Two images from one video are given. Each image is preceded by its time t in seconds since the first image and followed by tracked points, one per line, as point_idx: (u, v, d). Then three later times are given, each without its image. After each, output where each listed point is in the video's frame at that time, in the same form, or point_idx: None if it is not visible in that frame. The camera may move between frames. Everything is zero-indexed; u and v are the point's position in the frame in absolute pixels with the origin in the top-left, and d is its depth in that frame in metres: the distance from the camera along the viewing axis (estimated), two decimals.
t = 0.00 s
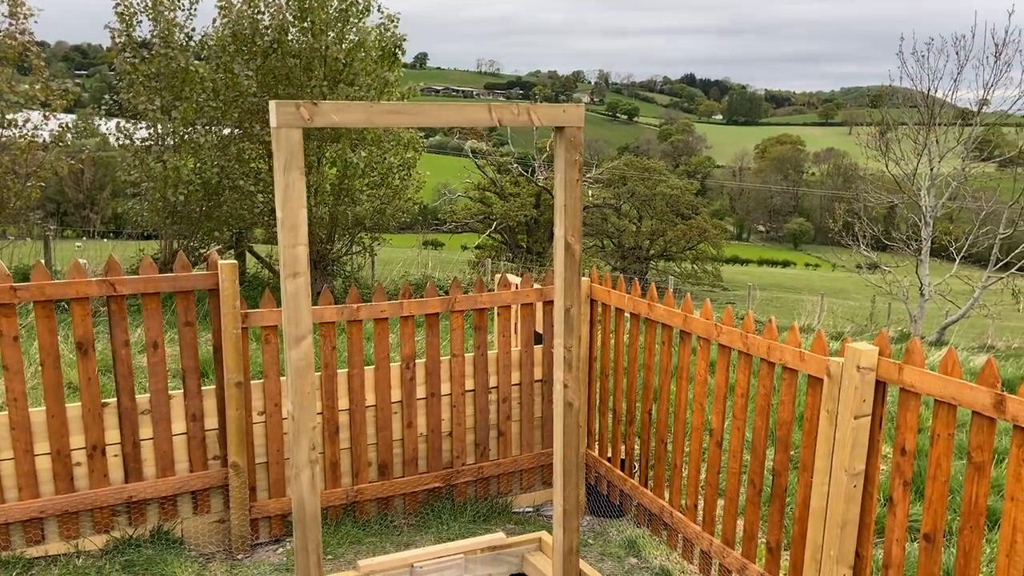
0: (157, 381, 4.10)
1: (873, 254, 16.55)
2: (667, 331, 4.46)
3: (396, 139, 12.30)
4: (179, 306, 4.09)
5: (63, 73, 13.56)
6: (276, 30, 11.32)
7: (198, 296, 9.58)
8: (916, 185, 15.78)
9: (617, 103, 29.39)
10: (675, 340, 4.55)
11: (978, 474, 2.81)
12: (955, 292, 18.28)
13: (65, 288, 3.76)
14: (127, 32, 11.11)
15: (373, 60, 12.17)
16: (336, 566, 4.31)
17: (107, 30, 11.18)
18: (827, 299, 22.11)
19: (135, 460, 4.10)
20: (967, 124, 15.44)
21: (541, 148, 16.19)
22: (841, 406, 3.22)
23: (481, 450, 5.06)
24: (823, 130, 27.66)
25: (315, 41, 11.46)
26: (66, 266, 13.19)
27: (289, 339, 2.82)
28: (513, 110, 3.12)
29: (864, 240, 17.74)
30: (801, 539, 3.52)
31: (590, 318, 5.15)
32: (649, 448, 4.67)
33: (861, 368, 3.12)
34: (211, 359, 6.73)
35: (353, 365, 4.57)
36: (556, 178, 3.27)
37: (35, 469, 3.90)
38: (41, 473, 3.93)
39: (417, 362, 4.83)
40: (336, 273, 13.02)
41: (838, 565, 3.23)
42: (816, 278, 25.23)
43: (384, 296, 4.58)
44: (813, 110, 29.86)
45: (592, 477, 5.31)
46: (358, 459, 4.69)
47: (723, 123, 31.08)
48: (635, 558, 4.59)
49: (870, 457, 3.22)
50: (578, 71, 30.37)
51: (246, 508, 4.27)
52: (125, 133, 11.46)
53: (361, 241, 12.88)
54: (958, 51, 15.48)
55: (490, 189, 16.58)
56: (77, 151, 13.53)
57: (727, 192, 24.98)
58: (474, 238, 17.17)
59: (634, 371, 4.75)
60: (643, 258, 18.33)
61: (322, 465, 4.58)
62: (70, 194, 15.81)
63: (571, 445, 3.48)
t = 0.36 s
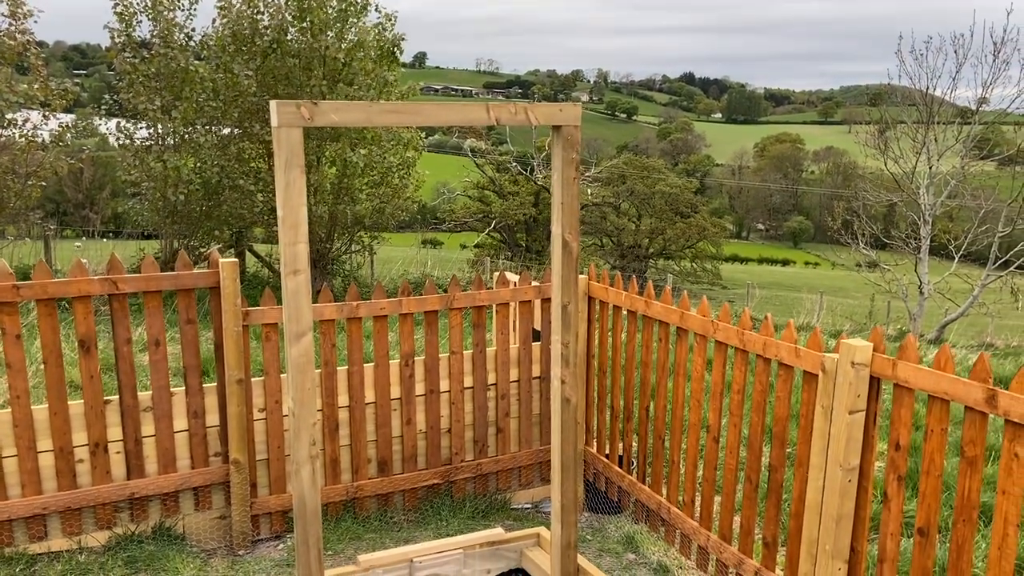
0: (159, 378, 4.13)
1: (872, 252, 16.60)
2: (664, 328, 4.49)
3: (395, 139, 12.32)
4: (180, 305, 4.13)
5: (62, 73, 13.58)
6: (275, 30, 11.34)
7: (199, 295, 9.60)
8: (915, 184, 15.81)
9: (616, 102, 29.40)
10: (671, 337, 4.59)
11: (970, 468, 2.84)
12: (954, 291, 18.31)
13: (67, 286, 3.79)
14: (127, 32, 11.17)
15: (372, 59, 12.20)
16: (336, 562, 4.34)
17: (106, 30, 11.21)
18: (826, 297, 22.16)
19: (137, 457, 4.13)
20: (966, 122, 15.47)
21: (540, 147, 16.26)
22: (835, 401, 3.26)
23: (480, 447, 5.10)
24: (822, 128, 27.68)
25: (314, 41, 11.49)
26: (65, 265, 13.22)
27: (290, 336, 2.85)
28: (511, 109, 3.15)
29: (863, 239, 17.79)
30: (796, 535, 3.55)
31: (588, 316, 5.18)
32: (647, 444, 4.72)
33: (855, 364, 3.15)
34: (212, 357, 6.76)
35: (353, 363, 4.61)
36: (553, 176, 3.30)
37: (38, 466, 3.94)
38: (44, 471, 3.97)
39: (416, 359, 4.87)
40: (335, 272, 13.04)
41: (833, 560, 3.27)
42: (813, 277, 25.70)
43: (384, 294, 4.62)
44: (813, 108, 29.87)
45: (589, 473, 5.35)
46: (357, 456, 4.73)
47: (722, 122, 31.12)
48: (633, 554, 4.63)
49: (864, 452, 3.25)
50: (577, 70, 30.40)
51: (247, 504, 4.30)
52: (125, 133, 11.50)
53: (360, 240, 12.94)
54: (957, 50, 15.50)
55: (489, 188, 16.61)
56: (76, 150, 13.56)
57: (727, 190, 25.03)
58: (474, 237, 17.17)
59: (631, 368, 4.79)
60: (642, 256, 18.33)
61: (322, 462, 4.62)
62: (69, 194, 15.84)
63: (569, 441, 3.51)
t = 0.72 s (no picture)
0: (163, 374, 4.20)
1: (875, 251, 16.63)
2: (661, 325, 4.55)
3: (397, 138, 12.49)
4: (184, 302, 4.19)
5: (68, 73, 13.66)
6: (279, 31, 11.41)
7: (204, 293, 9.67)
8: (918, 182, 15.84)
9: (619, 100, 29.39)
10: (669, 334, 4.65)
11: (960, 462, 2.84)
12: (957, 288, 18.32)
13: (74, 283, 3.87)
14: (132, 33, 11.32)
15: (375, 59, 12.24)
16: (337, 555, 4.41)
17: (112, 30, 11.34)
18: (829, 295, 22.20)
19: (142, 452, 4.20)
20: (970, 120, 15.48)
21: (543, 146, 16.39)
22: (830, 396, 3.23)
23: (480, 442, 5.16)
24: (826, 126, 27.67)
25: (318, 41, 11.55)
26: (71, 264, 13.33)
27: (290, 331, 2.91)
28: (508, 108, 3.20)
29: (867, 237, 17.77)
30: (790, 528, 3.57)
31: (587, 314, 5.24)
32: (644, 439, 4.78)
33: (847, 360, 3.14)
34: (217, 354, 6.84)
35: (354, 359, 4.68)
36: (550, 175, 3.36)
37: (45, 461, 4.01)
38: (51, 465, 4.04)
39: (417, 355, 4.93)
40: (338, 271, 13.10)
41: (828, 553, 3.24)
42: (816, 274, 25.70)
43: (385, 291, 4.68)
44: (817, 106, 29.85)
45: (588, 469, 5.41)
46: (358, 451, 4.80)
47: (726, 120, 31.13)
48: (631, 548, 4.69)
49: (858, 447, 3.23)
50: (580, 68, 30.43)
51: (250, 498, 4.37)
52: (131, 133, 11.71)
53: (363, 239, 12.90)
54: (960, 48, 15.51)
55: (492, 186, 16.40)
56: (82, 150, 13.67)
57: (731, 188, 25.05)
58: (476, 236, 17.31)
59: (630, 365, 4.84)
60: (645, 254, 18.44)
61: (324, 457, 4.70)
62: (75, 193, 15.96)
63: (566, 434, 3.57)
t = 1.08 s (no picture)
0: (167, 368, 4.28)
1: (881, 248, 16.61)
2: (657, 320, 4.61)
3: (401, 136, 12.52)
4: (188, 298, 4.28)
5: (76, 73, 13.76)
6: (283, 31, 11.55)
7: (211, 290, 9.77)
8: (924, 179, 15.89)
9: (626, 98, 29.36)
10: (664, 330, 4.71)
11: (944, 453, 2.88)
12: (964, 286, 18.28)
13: (80, 280, 3.95)
14: (139, 34, 11.46)
15: (379, 57, 12.30)
16: (338, 546, 4.50)
17: (119, 30, 11.49)
18: (835, 293, 22.19)
19: (147, 445, 4.29)
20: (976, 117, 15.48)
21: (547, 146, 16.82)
22: (818, 389, 3.29)
23: (479, 437, 5.24)
24: (833, 123, 27.59)
25: (321, 41, 11.63)
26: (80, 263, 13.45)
27: (290, 325, 2.99)
28: (501, 108, 3.27)
29: (872, 234, 17.73)
30: (780, 519, 3.63)
31: (585, 309, 5.31)
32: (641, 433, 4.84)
33: (835, 353, 3.20)
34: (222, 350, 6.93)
35: (355, 354, 4.76)
36: (543, 173, 3.43)
37: (52, 454, 4.09)
38: (58, 458, 4.12)
39: (416, 351, 5.00)
40: (343, 269, 13.07)
41: (816, 543, 3.31)
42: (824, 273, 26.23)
43: (384, 288, 4.76)
44: (825, 104, 29.77)
45: (587, 463, 5.48)
46: (359, 445, 4.88)
47: (733, 118, 31.09)
48: (627, 541, 4.76)
49: (846, 439, 3.29)
50: (586, 67, 30.45)
51: (252, 491, 4.45)
52: (138, 133, 11.77)
53: (368, 236, 12.96)
54: (965, 44, 15.48)
55: (498, 185, 16.51)
56: (91, 150, 13.79)
57: (738, 185, 25.05)
58: (483, 234, 17.19)
59: (627, 360, 4.90)
60: (652, 253, 18.54)
61: (325, 451, 4.78)
62: (83, 193, 16.09)
63: (560, 427, 3.64)
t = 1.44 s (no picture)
0: (174, 361, 4.35)
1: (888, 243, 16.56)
2: (656, 312, 4.66)
3: (408, 133, 12.61)
4: (194, 292, 4.36)
5: (86, 72, 13.86)
6: (289, 28, 11.59)
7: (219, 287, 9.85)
8: (932, 173, 15.81)
9: (634, 94, 29.29)
10: (664, 322, 4.75)
11: (935, 441, 2.89)
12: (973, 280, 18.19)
13: (89, 274, 4.03)
14: (147, 32, 11.58)
15: (385, 54, 12.35)
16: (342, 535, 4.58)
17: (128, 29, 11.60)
18: (843, 288, 22.14)
19: (155, 436, 4.37)
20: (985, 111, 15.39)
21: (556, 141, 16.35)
22: (812, 378, 3.34)
23: (481, 429, 5.31)
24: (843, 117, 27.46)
25: (328, 37, 11.68)
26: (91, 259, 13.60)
27: (291, 317, 3.06)
28: (499, 103, 3.34)
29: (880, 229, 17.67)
30: (776, 507, 3.68)
31: (586, 303, 5.37)
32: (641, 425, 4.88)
33: (829, 344, 3.24)
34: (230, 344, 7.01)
35: (359, 347, 4.83)
36: (541, 167, 3.48)
37: (62, 444, 4.18)
38: (68, 449, 4.20)
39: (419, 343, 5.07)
40: (351, 265, 13.20)
41: (810, 529, 3.36)
42: (834, 269, 26.15)
43: (387, 281, 4.82)
44: (834, 98, 29.62)
45: (588, 455, 5.53)
46: (363, 436, 4.96)
47: (742, 113, 30.99)
48: (628, 531, 4.81)
49: (840, 428, 3.34)
50: (593, 62, 30.44)
51: (258, 481, 4.53)
52: (146, 130, 11.96)
53: (374, 233, 13.01)
54: (974, 38, 15.40)
55: (505, 181, 16.62)
56: (101, 147, 13.93)
57: (747, 181, 24.99)
58: (490, 230, 17.21)
59: (628, 353, 4.95)
60: (660, 249, 18.53)
61: (329, 442, 4.86)
62: (94, 190, 16.24)
63: (558, 417, 3.70)
